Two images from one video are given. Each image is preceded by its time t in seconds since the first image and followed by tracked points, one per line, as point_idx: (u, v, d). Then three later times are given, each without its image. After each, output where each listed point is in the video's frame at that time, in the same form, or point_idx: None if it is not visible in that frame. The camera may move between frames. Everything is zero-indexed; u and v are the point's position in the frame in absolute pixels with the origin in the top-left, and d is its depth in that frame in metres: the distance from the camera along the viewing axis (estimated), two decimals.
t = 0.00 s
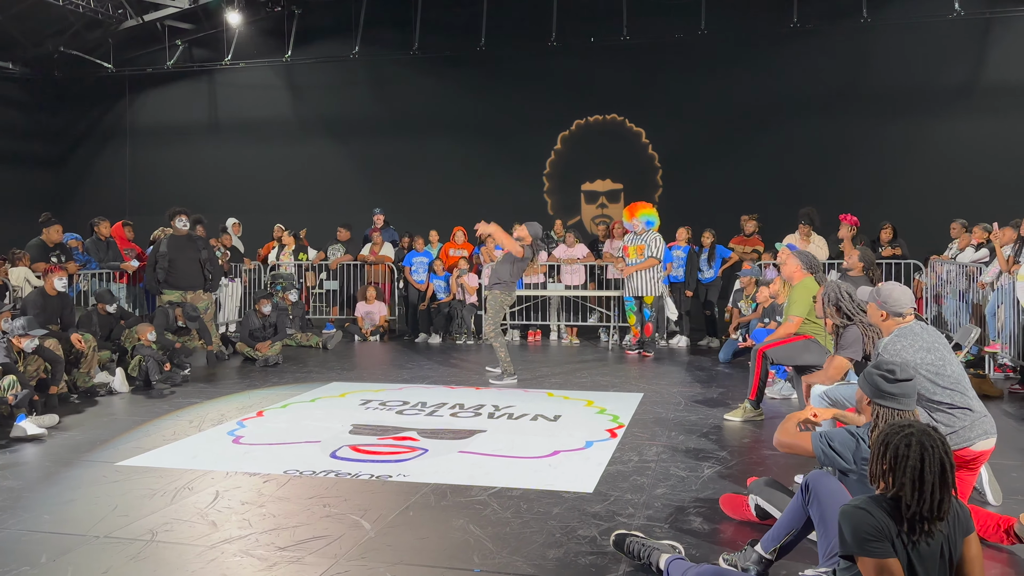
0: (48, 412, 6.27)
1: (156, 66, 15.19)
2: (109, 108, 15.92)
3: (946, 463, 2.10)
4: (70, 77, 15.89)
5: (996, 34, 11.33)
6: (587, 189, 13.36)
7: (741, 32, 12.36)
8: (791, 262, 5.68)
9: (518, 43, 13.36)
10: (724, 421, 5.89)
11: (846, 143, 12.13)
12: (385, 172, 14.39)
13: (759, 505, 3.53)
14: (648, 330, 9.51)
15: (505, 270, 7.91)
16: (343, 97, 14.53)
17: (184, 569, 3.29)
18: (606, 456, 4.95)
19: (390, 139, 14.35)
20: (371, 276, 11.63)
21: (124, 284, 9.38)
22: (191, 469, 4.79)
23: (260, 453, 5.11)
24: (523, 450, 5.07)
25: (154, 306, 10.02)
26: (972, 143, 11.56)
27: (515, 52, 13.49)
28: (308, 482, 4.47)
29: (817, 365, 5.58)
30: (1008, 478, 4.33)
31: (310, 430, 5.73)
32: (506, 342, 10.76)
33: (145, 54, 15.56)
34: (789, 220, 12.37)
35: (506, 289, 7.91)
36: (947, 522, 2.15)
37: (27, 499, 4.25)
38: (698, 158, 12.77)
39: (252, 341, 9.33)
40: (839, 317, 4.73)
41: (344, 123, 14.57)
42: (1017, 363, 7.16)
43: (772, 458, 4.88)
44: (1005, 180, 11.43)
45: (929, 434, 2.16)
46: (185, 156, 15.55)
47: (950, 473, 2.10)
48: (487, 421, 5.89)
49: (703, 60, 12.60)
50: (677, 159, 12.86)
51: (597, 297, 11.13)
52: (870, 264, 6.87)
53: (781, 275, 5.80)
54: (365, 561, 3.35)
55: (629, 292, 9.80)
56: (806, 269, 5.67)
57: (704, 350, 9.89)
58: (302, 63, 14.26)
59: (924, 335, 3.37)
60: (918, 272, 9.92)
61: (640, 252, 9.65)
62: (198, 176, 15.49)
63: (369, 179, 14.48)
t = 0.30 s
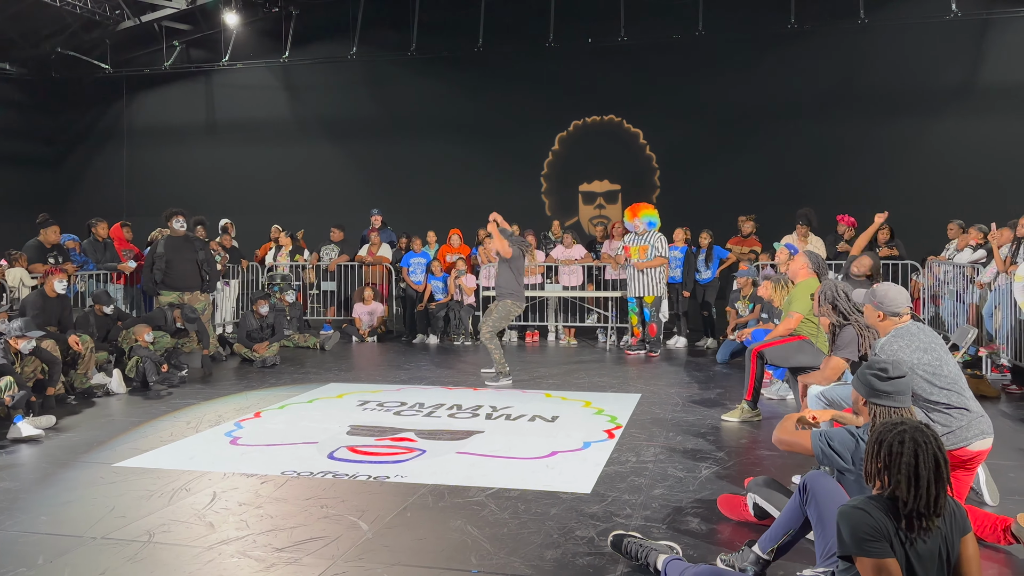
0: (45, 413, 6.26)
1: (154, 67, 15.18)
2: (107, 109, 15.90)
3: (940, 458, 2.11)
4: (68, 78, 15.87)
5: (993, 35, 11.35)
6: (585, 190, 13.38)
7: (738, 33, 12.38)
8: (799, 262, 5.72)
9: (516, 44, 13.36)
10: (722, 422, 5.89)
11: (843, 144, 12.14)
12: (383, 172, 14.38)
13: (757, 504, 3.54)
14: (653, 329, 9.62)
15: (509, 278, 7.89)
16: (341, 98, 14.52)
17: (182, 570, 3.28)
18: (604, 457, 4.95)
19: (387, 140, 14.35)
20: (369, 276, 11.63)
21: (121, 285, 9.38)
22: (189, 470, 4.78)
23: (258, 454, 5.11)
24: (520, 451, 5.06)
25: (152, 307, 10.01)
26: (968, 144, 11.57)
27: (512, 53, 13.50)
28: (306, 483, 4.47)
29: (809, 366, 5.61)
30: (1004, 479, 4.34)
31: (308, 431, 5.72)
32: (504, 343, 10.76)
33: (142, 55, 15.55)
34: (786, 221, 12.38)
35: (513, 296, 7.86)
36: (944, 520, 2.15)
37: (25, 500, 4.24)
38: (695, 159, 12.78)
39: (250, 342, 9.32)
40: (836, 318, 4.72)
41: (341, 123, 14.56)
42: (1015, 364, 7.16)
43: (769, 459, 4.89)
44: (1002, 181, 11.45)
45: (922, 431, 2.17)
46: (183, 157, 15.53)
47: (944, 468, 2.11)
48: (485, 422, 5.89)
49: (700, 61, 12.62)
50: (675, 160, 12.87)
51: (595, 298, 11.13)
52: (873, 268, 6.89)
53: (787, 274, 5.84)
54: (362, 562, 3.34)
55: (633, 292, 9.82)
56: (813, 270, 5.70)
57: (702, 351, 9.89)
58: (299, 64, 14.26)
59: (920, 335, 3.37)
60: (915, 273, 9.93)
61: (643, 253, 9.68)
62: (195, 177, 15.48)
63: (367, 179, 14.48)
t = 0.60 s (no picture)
0: (41, 413, 6.24)
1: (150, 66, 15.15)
2: (103, 109, 15.85)
3: (937, 458, 2.11)
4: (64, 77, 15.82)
5: (990, 36, 11.37)
6: (583, 190, 13.39)
7: (735, 33, 12.39)
8: (778, 266, 5.70)
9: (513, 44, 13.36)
10: (719, 421, 5.90)
11: (840, 144, 12.16)
12: (380, 172, 14.37)
13: (754, 503, 3.55)
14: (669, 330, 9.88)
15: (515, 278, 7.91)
16: (339, 97, 14.51)
17: (179, 570, 3.28)
18: (601, 456, 4.95)
19: (385, 139, 14.34)
20: (366, 276, 11.63)
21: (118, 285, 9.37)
22: (186, 469, 4.78)
23: (255, 453, 5.10)
24: (518, 450, 5.06)
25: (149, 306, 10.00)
26: (965, 145, 11.60)
27: (509, 53, 13.50)
28: (303, 482, 4.46)
29: (812, 365, 5.65)
30: (1001, 478, 4.35)
31: (305, 431, 5.72)
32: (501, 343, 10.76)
33: (139, 54, 15.53)
34: (783, 221, 12.40)
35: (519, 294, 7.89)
36: (941, 518, 2.15)
37: (21, 499, 4.24)
38: (693, 159, 12.79)
39: (247, 341, 9.30)
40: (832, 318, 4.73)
41: (339, 123, 14.54)
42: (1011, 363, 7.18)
43: (766, 458, 4.90)
44: (999, 181, 11.48)
45: (918, 430, 2.16)
46: (180, 156, 15.50)
47: (941, 467, 2.11)
48: (482, 422, 5.89)
49: (697, 62, 12.63)
50: (672, 160, 12.87)
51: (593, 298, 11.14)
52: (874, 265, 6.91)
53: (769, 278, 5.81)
54: (360, 561, 3.34)
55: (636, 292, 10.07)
56: (793, 271, 5.70)
57: (700, 351, 9.90)
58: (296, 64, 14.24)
59: (919, 333, 3.38)
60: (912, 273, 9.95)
61: (649, 253, 9.87)
62: (192, 177, 15.45)
63: (364, 179, 14.47)
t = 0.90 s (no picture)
0: (36, 412, 6.22)
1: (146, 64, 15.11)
2: (99, 107, 15.80)
3: (943, 476, 2.08)
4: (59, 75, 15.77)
5: (986, 36, 11.40)
6: (579, 189, 13.40)
7: (733, 33, 12.40)
8: (773, 267, 5.72)
9: (510, 43, 13.36)
10: (715, 420, 5.91)
11: (837, 144, 12.18)
12: (377, 171, 14.35)
13: (750, 502, 3.55)
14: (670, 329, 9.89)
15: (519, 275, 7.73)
16: (335, 96, 14.48)
17: (174, 570, 3.27)
18: (597, 455, 4.95)
19: (382, 138, 14.32)
20: (363, 275, 11.63)
21: (112, 283, 9.36)
22: (182, 468, 4.76)
23: (251, 452, 5.10)
24: (514, 449, 5.06)
25: (144, 305, 9.98)
26: (961, 145, 11.63)
27: (506, 52, 13.48)
28: (299, 481, 4.45)
29: (810, 362, 5.68)
30: (996, 477, 4.36)
31: (301, 430, 5.71)
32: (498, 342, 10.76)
33: (135, 52, 15.48)
34: (780, 220, 12.42)
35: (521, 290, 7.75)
36: (940, 527, 2.15)
37: (16, 499, 4.22)
38: (689, 159, 12.79)
39: (243, 340, 9.29)
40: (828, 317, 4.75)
41: (335, 122, 14.52)
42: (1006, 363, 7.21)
43: (763, 457, 4.91)
44: (994, 180, 11.51)
45: (929, 446, 2.11)
46: (176, 155, 15.47)
47: (946, 483, 2.09)
48: (478, 421, 5.89)
49: (694, 61, 12.63)
50: (669, 160, 12.88)
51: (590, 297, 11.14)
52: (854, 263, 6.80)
53: (765, 280, 5.82)
54: (355, 560, 3.34)
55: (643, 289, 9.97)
56: (788, 272, 5.72)
57: (697, 350, 9.90)
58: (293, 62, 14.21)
59: (919, 333, 3.38)
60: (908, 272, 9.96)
61: (659, 252, 9.77)
62: (188, 176, 15.41)
63: (360, 177, 14.45)
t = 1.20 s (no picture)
0: (30, 411, 6.20)
1: (141, 62, 15.07)
2: (93, 105, 15.74)
3: (920, 463, 2.11)
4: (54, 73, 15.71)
5: (981, 37, 11.43)
6: (575, 189, 13.39)
7: (729, 32, 12.41)
8: (777, 262, 5.71)
9: (507, 42, 13.35)
10: (711, 419, 5.92)
11: (832, 144, 12.20)
12: (373, 170, 14.33)
13: (746, 502, 3.56)
14: (667, 328, 9.85)
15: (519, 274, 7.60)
16: (331, 95, 14.46)
17: (169, 569, 3.26)
18: (593, 455, 4.95)
19: (378, 137, 14.30)
20: (358, 274, 11.60)
21: (108, 282, 9.30)
22: (177, 468, 4.75)
23: (246, 452, 5.08)
24: (510, 449, 5.06)
25: (139, 304, 9.94)
26: (956, 145, 11.66)
27: (503, 51, 13.47)
28: (294, 481, 4.44)
29: (804, 363, 5.68)
30: (992, 476, 4.37)
31: (296, 429, 5.70)
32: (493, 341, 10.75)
33: (130, 51, 15.43)
34: (775, 220, 12.43)
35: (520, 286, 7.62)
36: (927, 520, 2.15)
37: (10, 498, 4.20)
38: (686, 158, 12.80)
39: (238, 339, 9.27)
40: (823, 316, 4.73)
41: (331, 121, 14.50)
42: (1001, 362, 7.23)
43: (758, 456, 4.91)
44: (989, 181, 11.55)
45: (902, 435, 2.16)
46: (171, 154, 15.43)
47: (924, 471, 2.11)
48: (473, 420, 5.88)
49: (690, 61, 12.64)
50: (665, 159, 12.89)
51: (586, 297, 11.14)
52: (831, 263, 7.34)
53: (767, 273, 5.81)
54: (351, 560, 3.33)
55: (643, 288, 10.03)
56: (791, 268, 5.70)
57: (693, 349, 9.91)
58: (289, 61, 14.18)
59: (918, 331, 3.38)
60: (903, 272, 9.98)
61: (659, 250, 9.92)
62: (183, 174, 15.37)
63: (356, 176, 14.43)
